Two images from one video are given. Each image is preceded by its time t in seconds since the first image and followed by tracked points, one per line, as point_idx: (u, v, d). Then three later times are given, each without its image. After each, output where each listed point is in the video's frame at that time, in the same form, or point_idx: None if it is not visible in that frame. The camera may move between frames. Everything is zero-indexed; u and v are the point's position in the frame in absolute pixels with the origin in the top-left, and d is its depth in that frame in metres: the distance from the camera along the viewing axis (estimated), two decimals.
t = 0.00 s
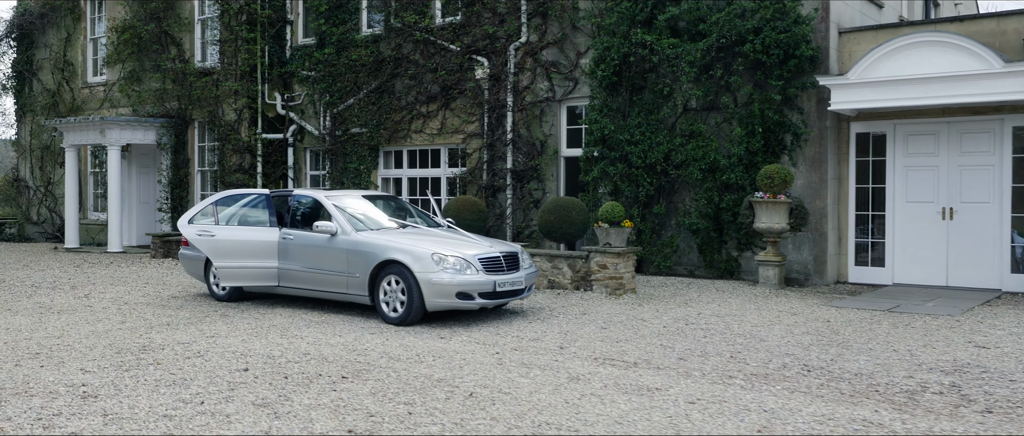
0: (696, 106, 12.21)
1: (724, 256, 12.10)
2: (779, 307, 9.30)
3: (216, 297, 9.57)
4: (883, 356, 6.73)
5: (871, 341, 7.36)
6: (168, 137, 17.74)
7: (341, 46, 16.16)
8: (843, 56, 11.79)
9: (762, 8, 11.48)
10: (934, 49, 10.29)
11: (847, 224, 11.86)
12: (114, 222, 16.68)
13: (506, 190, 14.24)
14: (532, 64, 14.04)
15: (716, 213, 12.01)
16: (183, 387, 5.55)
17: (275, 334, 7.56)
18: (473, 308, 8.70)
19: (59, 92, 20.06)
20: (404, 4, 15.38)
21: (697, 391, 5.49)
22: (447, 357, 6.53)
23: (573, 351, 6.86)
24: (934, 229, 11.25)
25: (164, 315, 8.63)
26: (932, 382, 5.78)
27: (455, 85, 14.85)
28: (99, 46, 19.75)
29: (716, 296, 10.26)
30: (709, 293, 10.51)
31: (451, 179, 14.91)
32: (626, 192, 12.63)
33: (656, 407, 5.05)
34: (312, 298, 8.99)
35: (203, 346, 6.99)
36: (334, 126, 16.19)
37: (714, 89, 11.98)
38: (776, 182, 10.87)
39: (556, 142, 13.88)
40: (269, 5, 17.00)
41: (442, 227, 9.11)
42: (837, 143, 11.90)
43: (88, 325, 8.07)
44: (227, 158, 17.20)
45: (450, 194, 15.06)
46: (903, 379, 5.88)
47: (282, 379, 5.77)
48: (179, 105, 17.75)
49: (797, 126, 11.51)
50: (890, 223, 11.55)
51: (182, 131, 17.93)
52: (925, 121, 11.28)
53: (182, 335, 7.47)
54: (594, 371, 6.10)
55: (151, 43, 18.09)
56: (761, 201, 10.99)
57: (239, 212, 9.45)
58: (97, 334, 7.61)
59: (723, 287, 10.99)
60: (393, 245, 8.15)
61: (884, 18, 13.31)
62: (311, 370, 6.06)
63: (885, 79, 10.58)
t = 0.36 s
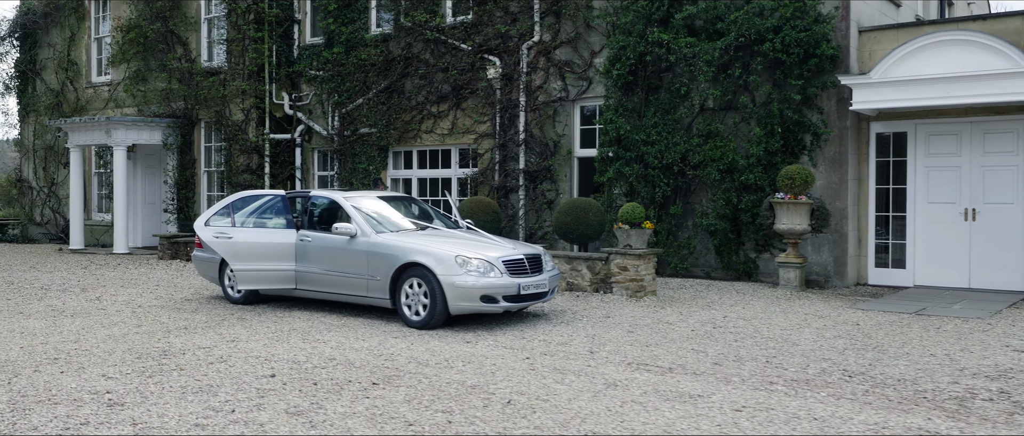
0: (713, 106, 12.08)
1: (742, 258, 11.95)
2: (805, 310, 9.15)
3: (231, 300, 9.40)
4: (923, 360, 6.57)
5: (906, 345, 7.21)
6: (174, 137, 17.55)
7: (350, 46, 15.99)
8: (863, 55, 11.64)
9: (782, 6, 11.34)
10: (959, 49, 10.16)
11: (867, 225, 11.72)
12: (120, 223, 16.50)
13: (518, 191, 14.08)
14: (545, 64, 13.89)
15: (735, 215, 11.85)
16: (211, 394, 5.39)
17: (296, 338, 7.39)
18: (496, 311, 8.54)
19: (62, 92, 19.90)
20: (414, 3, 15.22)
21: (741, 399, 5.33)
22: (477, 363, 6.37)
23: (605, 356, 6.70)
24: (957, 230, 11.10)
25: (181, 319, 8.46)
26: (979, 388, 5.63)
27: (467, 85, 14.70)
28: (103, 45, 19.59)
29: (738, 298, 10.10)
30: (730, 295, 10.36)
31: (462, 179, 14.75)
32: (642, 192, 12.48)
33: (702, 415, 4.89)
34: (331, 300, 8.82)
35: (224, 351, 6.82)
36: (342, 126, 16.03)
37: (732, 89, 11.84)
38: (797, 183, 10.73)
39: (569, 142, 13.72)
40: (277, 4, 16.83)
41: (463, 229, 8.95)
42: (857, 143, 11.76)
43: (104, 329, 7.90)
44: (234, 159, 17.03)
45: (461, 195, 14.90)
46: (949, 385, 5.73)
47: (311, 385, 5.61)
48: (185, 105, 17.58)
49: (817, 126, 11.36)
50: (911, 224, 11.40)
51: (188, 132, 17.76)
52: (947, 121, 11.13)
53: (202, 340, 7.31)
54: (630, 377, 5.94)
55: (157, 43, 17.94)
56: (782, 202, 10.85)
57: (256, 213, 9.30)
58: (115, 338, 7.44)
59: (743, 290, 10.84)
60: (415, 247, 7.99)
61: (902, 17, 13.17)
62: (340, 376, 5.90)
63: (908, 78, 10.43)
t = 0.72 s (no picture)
0: (731, 106, 11.95)
1: (760, 260, 11.82)
2: (830, 313, 9.02)
3: (248, 302, 9.25)
4: (962, 365, 6.44)
5: (941, 349, 7.08)
6: (181, 137, 17.37)
7: (360, 45, 15.83)
8: (883, 55, 11.51)
9: (802, 5, 11.21)
10: (983, 49, 10.05)
11: (886, 227, 11.60)
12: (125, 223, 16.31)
13: (531, 192, 13.93)
14: (559, 63, 13.75)
15: (753, 216, 11.72)
16: (242, 400, 5.23)
17: (319, 341, 7.24)
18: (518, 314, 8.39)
19: (66, 91, 19.72)
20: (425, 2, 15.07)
21: (786, 405, 5.19)
22: (508, 367, 6.23)
23: (637, 360, 6.57)
24: (978, 232, 10.98)
25: (198, 321, 8.31)
26: None
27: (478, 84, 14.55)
28: (108, 44, 19.41)
29: (759, 300, 9.97)
30: (752, 298, 10.22)
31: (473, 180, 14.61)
32: (658, 193, 12.35)
33: (751, 423, 4.75)
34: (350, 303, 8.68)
35: (247, 355, 6.67)
36: (351, 126, 15.87)
37: (750, 89, 11.71)
38: (818, 184, 10.64)
39: (583, 143, 13.58)
40: (285, 3, 16.68)
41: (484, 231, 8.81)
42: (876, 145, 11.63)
43: (121, 332, 7.74)
44: (241, 159, 16.87)
45: (472, 195, 14.75)
46: (996, 391, 5.59)
47: (343, 391, 5.46)
48: (192, 104, 17.42)
49: (837, 127, 11.23)
50: (932, 226, 11.28)
51: (194, 131, 17.59)
52: (968, 122, 11.01)
53: (223, 343, 7.15)
54: (667, 382, 5.81)
55: (164, 42, 17.78)
56: (802, 204, 10.77)
57: (274, 214, 9.16)
58: (133, 341, 7.28)
59: (763, 292, 10.71)
60: (438, 249, 7.85)
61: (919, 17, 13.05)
62: (370, 382, 5.75)
63: (931, 78, 10.33)
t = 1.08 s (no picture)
0: (749, 106, 11.83)
1: (778, 261, 11.69)
2: (856, 315, 8.90)
3: (265, 304, 9.11)
4: (1001, 368, 6.32)
5: (976, 352, 6.96)
6: (188, 137, 17.22)
7: (370, 44, 15.69)
8: (904, 54, 11.39)
9: (822, 3, 11.09)
10: (1008, 47, 9.92)
11: (906, 228, 11.47)
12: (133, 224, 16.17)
13: (545, 192, 13.80)
14: (572, 63, 13.63)
15: (771, 217, 11.60)
16: (273, 406, 5.10)
17: (343, 344, 7.11)
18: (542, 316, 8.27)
19: (71, 92, 19.58)
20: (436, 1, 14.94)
21: (832, 411, 5.07)
22: (540, 372, 6.09)
23: (670, 364, 6.44)
24: (1000, 233, 10.86)
25: (216, 324, 8.17)
26: None
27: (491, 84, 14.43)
28: (114, 44, 19.27)
29: (782, 302, 9.84)
30: (774, 299, 10.10)
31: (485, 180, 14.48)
32: (675, 194, 12.23)
33: (800, 430, 4.63)
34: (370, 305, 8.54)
35: (272, 358, 6.53)
36: (361, 126, 15.73)
37: (769, 88, 11.58)
38: (840, 184, 10.56)
39: (597, 143, 13.46)
40: (294, 2, 16.55)
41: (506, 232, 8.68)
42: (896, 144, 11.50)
43: (139, 335, 7.61)
44: (250, 159, 16.74)
45: (484, 196, 14.62)
46: None
47: (375, 397, 5.33)
48: (200, 105, 17.28)
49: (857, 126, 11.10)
50: (953, 227, 11.15)
51: (202, 132, 17.46)
52: (991, 121, 10.89)
53: (245, 347, 7.02)
54: (705, 386, 5.68)
55: (171, 42, 17.65)
56: (823, 204, 10.68)
57: (292, 215, 9.03)
58: (153, 345, 7.15)
59: (784, 293, 10.59)
60: (462, 250, 7.72)
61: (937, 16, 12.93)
62: (402, 387, 5.62)
63: (955, 77, 10.19)
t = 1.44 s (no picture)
0: (766, 107, 11.72)
1: (795, 264, 11.58)
2: (881, 319, 8.78)
3: (281, 307, 8.99)
4: None
5: (1009, 357, 6.85)
6: (195, 138, 17.09)
7: (379, 44, 15.55)
8: (923, 55, 11.28)
9: (841, 4, 10.98)
10: None
11: (926, 231, 11.36)
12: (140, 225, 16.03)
13: (557, 194, 13.68)
14: (585, 63, 13.52)
15: (789, 219, 11.48)
16: (304, 414, 4.97)
17: (366, 349, 6.99)
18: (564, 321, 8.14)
19: (76, 92, 19.46)
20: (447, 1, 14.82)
21: (877, 419, 4.95)
22: (572, 378, 5.97)
23: (701, 370, 6.32)
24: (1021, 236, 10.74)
25: (233, 328, 8.04)
26: None
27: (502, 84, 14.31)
28: (119, 43, 19.12)
29: (803, 306, 9.72)
30: (794, 303, 9.98)
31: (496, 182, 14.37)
32: (691, 196, 12.12)
33: None
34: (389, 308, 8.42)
35: (296, 364, 6.41)
36: (370, 127, 15.61)
37: (787, 89, 11.46)
38: (860, 186, 10.43)
39: (610, 144, 13.34)
40: (302, 2, 16.41)
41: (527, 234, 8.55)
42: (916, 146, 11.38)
43: (156, 339, 7.47)
44: (258, 160, 16.61)
45: (495, 197, 14.51)
46: None
47: (408, 405, 5.21)
48: (207, 105, 17.15)
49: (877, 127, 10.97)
50: (974, 230, 11.03)
51: (209, 132, 17.32)
52: (1011, 123, 10.78)
53: (266, 351, 6.89)
54: (742, 394, 5.55)
55: (178, 41, 17.52)
56: (843, 206, 10.57)
57: (308, 217, 8.89)
58: (173, 349, 7.02)
59: (803, 297, 10.47)
60: (485, 253, 7.59)
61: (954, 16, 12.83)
62: (433, 394, 5.49)
63: (978, 78, 10.07)
